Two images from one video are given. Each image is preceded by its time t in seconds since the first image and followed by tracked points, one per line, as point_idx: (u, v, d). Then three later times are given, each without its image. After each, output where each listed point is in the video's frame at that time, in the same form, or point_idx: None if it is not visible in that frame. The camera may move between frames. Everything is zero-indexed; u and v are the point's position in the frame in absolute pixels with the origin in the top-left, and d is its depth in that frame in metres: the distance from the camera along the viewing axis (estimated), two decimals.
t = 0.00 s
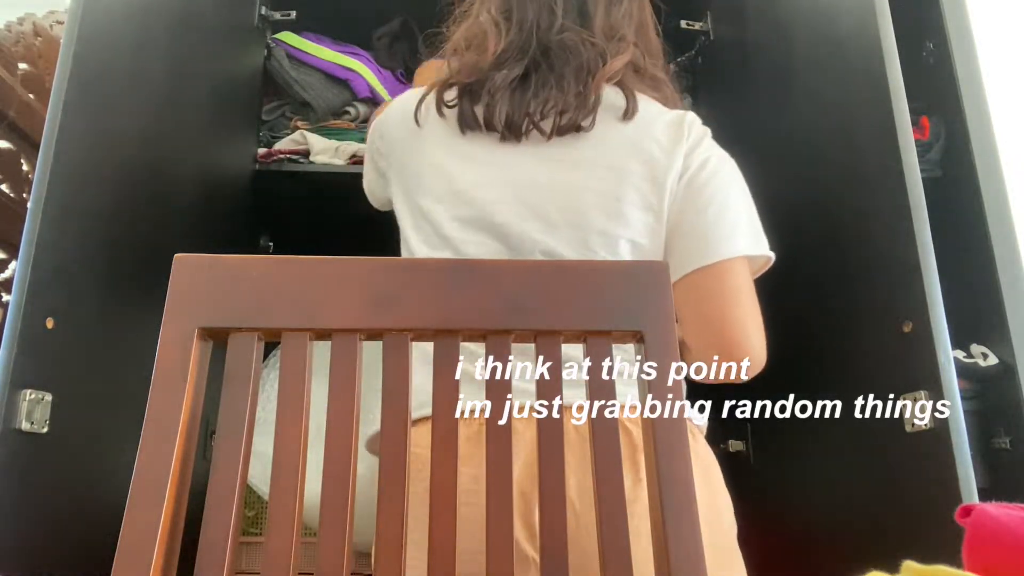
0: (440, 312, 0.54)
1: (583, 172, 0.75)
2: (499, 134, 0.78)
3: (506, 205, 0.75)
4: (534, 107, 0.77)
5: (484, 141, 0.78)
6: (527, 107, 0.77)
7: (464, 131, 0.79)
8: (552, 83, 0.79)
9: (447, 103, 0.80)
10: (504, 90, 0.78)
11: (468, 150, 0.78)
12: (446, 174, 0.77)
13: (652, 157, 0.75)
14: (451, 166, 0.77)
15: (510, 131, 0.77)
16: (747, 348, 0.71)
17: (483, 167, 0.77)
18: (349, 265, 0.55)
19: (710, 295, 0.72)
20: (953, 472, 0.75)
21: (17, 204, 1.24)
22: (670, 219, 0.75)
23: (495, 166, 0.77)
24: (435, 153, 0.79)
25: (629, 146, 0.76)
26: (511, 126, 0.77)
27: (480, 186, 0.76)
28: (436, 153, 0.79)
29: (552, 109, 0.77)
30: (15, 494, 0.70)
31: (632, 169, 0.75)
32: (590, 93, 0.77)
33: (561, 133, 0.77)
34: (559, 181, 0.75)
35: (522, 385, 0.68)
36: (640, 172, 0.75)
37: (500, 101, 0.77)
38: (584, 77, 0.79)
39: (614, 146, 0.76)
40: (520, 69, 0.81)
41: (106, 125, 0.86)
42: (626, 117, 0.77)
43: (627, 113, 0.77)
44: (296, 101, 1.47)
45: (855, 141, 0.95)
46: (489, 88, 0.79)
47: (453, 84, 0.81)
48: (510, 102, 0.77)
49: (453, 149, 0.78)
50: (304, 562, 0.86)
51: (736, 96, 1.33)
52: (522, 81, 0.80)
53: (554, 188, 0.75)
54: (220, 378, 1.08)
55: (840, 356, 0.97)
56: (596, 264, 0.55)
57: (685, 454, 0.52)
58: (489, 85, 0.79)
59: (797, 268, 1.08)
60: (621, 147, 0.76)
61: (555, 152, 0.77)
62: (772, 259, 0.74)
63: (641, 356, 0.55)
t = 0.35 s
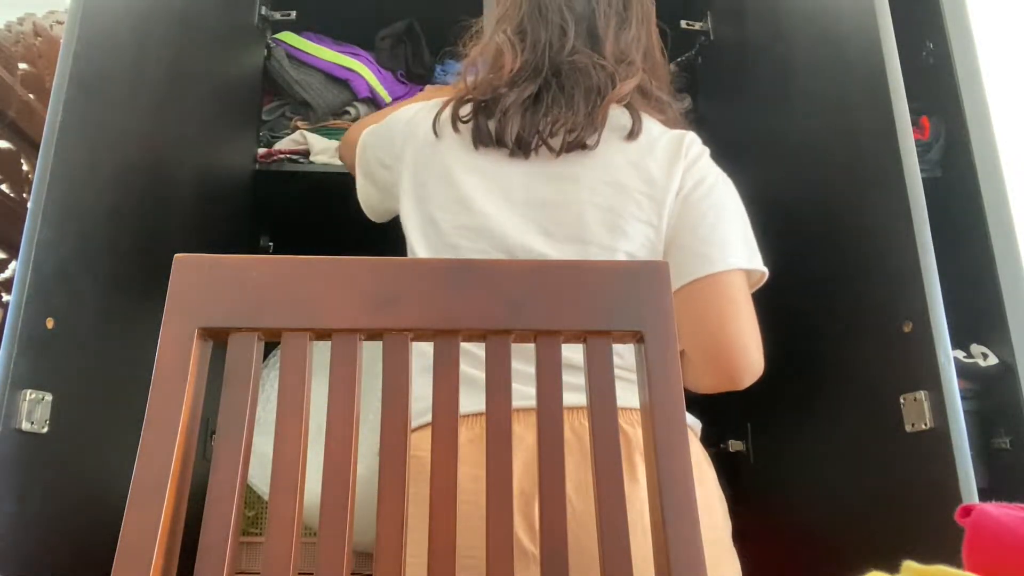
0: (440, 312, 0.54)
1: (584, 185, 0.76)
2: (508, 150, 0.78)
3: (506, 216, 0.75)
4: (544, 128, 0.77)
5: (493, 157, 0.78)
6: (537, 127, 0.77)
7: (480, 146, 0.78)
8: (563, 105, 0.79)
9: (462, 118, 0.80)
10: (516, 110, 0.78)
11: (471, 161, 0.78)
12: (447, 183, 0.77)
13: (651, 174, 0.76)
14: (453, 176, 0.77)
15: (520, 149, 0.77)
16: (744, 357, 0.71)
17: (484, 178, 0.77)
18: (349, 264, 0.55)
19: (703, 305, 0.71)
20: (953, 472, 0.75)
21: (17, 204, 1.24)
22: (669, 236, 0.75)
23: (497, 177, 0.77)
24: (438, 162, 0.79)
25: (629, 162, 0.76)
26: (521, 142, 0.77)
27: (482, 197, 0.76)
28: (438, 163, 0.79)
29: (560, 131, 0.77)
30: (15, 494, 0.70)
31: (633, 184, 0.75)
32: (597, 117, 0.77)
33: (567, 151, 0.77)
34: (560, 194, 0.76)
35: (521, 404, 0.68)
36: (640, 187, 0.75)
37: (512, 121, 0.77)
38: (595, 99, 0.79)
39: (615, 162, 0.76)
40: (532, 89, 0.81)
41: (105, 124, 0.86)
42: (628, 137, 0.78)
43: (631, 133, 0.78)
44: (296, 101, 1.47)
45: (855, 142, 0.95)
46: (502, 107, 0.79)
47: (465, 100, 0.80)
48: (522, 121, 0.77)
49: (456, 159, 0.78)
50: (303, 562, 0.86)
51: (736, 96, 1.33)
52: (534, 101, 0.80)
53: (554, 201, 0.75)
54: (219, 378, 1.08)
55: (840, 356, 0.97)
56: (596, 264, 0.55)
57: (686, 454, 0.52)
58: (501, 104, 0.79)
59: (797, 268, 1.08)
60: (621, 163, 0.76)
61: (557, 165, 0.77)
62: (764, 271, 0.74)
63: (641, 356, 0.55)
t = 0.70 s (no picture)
0: (441, 311, 0.54)
1: (579, 198, 0.75)
2: (511, 147, 0.78)
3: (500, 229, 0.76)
4: (546, 121, 0.78)
5: (496, 154, 0.79)
6: (539, 120, 0.78)
7: (485, 141, 0.79)
8: (564, 97, 0.80)
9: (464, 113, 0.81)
10: (517, 103, 0.79)
11: (467, 171, 0.78)
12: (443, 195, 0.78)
13: (647, 186, 0.75)
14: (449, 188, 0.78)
15: (522, 145, 0.77)
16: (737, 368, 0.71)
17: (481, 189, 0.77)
18: (349, 264, 0.55)
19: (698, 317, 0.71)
20: (953, 472, 0.75)
21: (17, 204, 1.24)
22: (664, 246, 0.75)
23: (493, 189, 0.77)
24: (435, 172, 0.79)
25: (626, 173, 0.76)
26: (523, 139, 0.77)
27: (476, 206, 0.76)
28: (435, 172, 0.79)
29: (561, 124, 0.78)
30: (15, 494, 0.70)
31: (629, 197, 0.75)
32: (597, 109, 0.77)
33: (569, 148, 0.77)
34: (554, 207, 0.76)
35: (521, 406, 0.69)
36: (636, 200, 0.75)
37: (513, 113, 0.78)
38: (594, 92, 0.80)
39: (611, 173, 0.76)
40: (532, 83, 0.82)
41: (105, 124, 0.86)
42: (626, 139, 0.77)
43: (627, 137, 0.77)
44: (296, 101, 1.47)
45: (855, 141, 0.95)
46: (503, 100, 0.79)
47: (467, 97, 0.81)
48: (522, 116, 0.78)
49: (452, 165, 0.79)
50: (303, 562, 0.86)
51: (736, 96, 1.33)
52: (534, 95, 0.81)
53: (549, 214, 0.75)
54: (219, 378, 1.08)
55: (840, 355, 0.97)
56: (596, 263, 0.55)
57: (685, 453, 0.53)
58: (502, 97, 0.80)
59: (797, 268, 1.08)
60: (618, 175, 0.76)
61: (553, 176, 0.77)
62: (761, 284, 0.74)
63: (641, 356, 0.55)
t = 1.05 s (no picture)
0: (441, 312, 0.54)
1: (580, 197, 0.75)
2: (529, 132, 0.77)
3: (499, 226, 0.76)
4: (569, 105, 0.77)
5: (513, 141, 0.78)
6: (563, 103, 0.76)
7: (504, 128, 0.78)
8: (587, 80, 0.78)
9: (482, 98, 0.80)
10: (541, 85, 0.77)
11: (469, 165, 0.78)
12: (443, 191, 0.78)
13: (651, 188, 0.75)
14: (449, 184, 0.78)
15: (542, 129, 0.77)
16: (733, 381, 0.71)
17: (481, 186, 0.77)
18: (349, 264, 0.55)
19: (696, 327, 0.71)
20: (953, 472, 0.75)
21: (17, 204, 1.24)
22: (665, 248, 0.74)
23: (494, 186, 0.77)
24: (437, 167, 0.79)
25: (629, 174, 0.75)
26: (543, 125, 0.76)
27: (474, 201, 0.76)
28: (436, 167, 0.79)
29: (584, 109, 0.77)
30: (15, 494, 0.70)
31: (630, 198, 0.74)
32: (620, 96, 0.78)
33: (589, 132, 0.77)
34: (554, 206, 0.76)
35: (521, 413, 0.69)
36: (637, 202, 0.74)
37: (537, 96, 0.76)
38: (617, 77, 0.79)
39: (615, 172, 0.76)
40: (555, 63, 0.79)
41: (105, 124, 0.86)
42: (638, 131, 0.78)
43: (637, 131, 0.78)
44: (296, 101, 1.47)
45: (855, 142, 0.95)
46: (526, 81, 0.77)
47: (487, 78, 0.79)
48: (543, 101, 0.76)
49: (454, 156, 0.79)
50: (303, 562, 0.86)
51: (736, 96, 1.33)
52: (556, 77, 0.78)
53: (548, 213, 0.75)
54: (219, 378, 1.08)
55: (839, 355, 0.97)
56: (596, 263, 0.55)
57: (685, 454, 0.52)
58: (524, 78, 0.78)
59: (797, 268, 1.09)
60: (621, 175, 0.75)
61: (554, 174, 0.77)
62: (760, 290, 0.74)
63: (641, 356, 0.55)
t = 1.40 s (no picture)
0: (441, 312, 0.54)
1: (555, 150, 0.71)
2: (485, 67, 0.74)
3: (470, 183, 0.71)
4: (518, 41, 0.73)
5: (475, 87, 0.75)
6: (510, 38, 0.73)
7: (465, 72, 0.75)
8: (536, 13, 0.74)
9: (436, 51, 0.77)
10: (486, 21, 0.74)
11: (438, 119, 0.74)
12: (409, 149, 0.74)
13: (628, 136, 0.70)
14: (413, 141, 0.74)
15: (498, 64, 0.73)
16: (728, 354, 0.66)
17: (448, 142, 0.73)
18: (350, 264, 0.55)
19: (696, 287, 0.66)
20: (952, 472, 0.75)
21: (18, 204, 1.24)
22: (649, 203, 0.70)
23: (464, 142, 0.73)
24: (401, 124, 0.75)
25: (605, 124, 0.71)
26: (501, 63, 0.73)
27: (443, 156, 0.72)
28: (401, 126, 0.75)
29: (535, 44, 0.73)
30: (15, 494, 0.70)
31: (606, 149, 0.71)
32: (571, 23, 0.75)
33: (557, 73, 0.73)
34: (528, 160, 0.71)
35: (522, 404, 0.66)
36: (615, 155, 0.70)
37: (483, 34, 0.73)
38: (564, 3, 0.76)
39: (590, 124, 0.72)
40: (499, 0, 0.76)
41: (105, 124, 0.86)
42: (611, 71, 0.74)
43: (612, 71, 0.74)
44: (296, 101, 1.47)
45: (855, 142, 0.95)
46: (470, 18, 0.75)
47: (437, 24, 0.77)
48: (494, 38, 0.73)
49: (421, 109, 0.74)
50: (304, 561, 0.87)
51: (736, 96, 1.32)
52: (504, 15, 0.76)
53: (521, 167, 0.71)
54: (219, 378, 1.08)
55: (840, 355, 0.97)
56: (596, 263, 0.55)
57: (685, 455, 0.52)
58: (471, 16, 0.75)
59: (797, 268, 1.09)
60: (596, 126, 0.72)
61: (528, 126, 0.72)
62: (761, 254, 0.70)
63: (641, 356, 0.55)
